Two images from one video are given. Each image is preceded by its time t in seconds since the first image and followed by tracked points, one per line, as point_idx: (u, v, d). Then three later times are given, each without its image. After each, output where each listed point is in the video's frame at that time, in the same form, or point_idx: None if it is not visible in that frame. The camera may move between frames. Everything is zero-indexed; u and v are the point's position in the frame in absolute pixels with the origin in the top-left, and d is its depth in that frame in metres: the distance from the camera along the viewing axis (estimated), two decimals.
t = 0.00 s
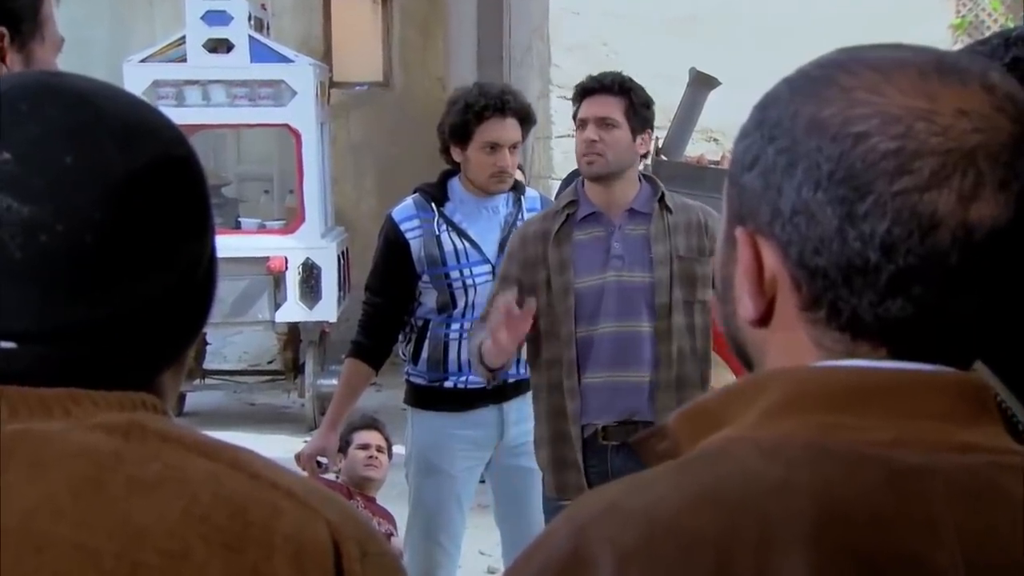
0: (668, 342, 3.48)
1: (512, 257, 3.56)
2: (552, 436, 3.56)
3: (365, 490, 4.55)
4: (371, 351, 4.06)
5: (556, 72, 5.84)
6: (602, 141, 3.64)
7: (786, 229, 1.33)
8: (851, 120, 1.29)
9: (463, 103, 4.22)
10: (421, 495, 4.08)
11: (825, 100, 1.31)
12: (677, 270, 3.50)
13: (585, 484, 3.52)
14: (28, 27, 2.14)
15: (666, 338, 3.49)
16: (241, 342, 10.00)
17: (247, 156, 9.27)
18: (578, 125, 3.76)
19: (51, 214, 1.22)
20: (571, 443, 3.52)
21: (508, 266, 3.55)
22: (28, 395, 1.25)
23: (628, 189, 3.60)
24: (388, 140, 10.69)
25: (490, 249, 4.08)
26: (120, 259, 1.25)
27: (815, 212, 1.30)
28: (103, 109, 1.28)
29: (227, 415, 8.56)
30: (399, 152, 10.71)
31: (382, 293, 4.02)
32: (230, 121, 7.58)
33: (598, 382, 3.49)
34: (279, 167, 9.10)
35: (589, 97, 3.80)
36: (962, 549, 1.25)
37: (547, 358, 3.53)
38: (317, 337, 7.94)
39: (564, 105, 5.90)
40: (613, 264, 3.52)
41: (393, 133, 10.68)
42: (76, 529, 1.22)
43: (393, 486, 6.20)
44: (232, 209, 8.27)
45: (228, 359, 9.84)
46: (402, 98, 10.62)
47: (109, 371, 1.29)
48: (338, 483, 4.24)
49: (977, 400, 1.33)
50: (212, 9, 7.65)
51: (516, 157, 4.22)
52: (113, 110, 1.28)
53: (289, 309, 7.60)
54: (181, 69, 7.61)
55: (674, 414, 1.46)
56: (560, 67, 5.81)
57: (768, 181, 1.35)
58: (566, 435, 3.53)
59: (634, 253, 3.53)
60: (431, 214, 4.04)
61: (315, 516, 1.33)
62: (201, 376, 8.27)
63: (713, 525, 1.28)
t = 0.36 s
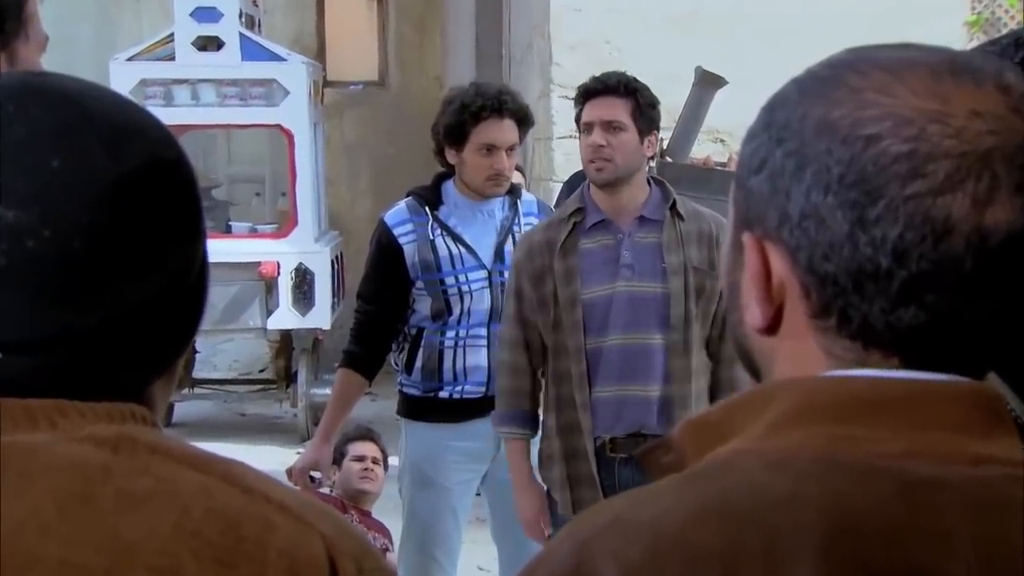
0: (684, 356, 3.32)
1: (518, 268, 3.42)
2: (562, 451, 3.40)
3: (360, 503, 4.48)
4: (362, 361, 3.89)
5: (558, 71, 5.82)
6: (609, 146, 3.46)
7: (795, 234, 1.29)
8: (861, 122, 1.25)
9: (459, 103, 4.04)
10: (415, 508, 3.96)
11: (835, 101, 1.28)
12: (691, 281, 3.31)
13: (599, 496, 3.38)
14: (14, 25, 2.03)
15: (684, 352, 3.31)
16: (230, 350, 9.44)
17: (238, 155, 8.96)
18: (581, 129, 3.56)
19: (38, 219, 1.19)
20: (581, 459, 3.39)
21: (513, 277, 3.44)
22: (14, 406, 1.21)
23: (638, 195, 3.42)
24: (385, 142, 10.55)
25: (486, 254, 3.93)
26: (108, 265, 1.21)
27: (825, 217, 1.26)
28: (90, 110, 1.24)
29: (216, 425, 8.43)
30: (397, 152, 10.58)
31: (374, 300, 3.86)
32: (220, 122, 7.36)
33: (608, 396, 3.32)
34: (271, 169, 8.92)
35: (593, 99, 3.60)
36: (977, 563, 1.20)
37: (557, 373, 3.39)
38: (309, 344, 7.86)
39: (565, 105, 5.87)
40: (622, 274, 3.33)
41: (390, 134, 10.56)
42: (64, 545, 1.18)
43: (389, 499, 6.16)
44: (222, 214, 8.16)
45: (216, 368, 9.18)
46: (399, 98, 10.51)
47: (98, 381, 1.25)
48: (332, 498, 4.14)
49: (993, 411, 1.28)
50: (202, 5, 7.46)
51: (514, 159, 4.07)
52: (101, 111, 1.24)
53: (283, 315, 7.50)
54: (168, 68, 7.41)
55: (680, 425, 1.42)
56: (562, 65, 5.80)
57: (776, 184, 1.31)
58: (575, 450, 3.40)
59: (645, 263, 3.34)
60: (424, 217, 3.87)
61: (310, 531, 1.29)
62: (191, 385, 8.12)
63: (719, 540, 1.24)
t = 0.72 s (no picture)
0: (695, 365, 3.20)
1: (517, 275, 3.38)
2: (560, 463, 3.35)
3: (354, 516, 4.37)
4: (355, 372, 3.76)
5: (559, 69, 5.81)
6: (616, 148, 3.37)
7: (806, 240, 1.25)
8: (874, 124, 1.21)
9: (450, 105, 3.95)
10: (410, 526, 3.84)
11: (847, 103, 1.23)
12: (697, 286, 3.23)
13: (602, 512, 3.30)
14: None
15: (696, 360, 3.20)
16: (220, 357, 9.46)
17: (225, 154, 8.40)
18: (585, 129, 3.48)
19: (24, 224, 1.15)
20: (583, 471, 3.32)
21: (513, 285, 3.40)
22: None
23: (641, 198, 3.36)
24: (379, 141, 10.41)
25: (479, 260, 3.83)
26: (98, 272, 1.18)
27: (837, 221, 1.22)
28: (76, 111, 1.21)
29: (205, 434, 8.25)
30: (392, 151, 10.44)
31: (363, 308, 3.73)
32: (208, 122, 7.37)
33: (610, 406, 3.23)
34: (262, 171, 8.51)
35: (596, 99, 3.52)
36: None
37: (557, 381, 3.33)
38: (303, 351, 7.67)
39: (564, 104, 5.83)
40: (624, 279, 3.26)
41: (386, 133, 10.39)
42: (51, 561, 1.15)
43: (383, 512, 6.11)
44: (211, 215, 8.01)
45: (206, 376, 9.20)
46: (393, 97, 10.37)
47: (86, 391, 1.22)
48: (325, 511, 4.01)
49: (1013, 422, 1.23)
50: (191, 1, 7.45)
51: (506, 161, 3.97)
52: (86, 111, 1.21)
53: (275, 322, 7.38)
54: (155, 66, 7.37)
55: (686, 437, 1.38)
56: (564, 63, 5.79)
57: (786, 188, 1.27)
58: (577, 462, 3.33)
59: (649, 268, 3.26)
60: (415, 223, 3.77)
61: (304, 546, 1.25)
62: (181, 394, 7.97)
63: (727, 557, 1.20)
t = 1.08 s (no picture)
0: (698, 370, 3.13)
1: (516, 285, 3.31)
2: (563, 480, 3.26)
3: (349, 530, 4.30)
4: (347, 383, 3.69)
5: (561, 68, 5.73)
6: (616, 149, 3.30)
7: (818, 246, 1.22)
8: (889, 126, 1.17)
9: (442, 106, 3.86)
10: (407, 541, 3.76)
11: (860, 104, 1.20)
12: (702, 290, 3.16)
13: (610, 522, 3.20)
14: None
15: (700, 365, 3.13)
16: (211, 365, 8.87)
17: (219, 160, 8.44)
18: (582, 131, 3.40)
19: (14, 229, 1.12)
20: (591, 487, 3.22)
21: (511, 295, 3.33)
22: None
23: (640, 202, 3.27)
24: (373, 147, 9.52)
25: (474, 265, 3.74)
26: (90, 280, 1.14)
27: (850, 227, 1.18)
28: (64, 111, 1.18)
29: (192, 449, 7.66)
30: (387, 156, 9.53)
31: (355, 317, 3.65)
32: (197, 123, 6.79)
33: (615, 417, 3.15)
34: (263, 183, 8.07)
35: (594, 99, 3.44)
36: None
37: (557, 396, 3.25)
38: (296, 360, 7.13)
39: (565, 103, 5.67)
40: (627, 285, 3.17)
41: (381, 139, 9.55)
42: None
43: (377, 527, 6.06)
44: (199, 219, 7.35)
45: (195, 386, 8.71)
46: (390, 97, 9.48)
47: (75, 401, 1.18)
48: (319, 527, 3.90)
49: None
50: None
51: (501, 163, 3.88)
52: (76, 112, 1.18)
53: (267, 329, 6.87)
54: (144, 64, 6.79)
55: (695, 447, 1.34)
56: (565, 61, 5.72)
57: (798, 193, 1.23)
58: (585, 476, 3.23)
59: (652, 273, 3.18)
60: (407, 227, 3.68)
61: (298, 561, 1.24)
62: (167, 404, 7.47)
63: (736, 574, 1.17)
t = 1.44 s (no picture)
0: (701, 376, 3.09)
1: (512, 291, 3.24)
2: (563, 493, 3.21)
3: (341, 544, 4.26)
4: (341, 389, 3.65)
5: (562, 66, 5.71)
6: (622, 149, 3.24)
7: (828, 252, 1.18)
8: (900, 128, 1.13)
9: (438, 104, 3.81)
10: (404, 553, 3.72)
11: (869, 104, 1.15)
12: (705, 293, 3.12)
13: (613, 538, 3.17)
14: None
15: (703, 370, 3.09)
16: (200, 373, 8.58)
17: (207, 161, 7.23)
18: (583, 129, 3.32)
19: None
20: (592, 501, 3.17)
21: (506, 302, 3.26)
22: None
23: (640, 203, 3.21)
24: (368, 148, 9.10)
25: (473, 267, 3.68)
26: (75, 287, 1.10)
27: (860, 233, 1.15)
28: (52, 113, 1.14)
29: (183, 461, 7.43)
30: (382, 157, 9.14)
31: (350, 322, 3.61)
32: (184, 122, 6.56)
33: (617, 427, 3.10)
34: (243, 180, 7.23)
35: (596, 97, 3.36)
36: None
37: (556, 405, 3.19)
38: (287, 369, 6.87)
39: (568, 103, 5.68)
40: (629, 289, 3.12)
41: (374, 140, 9.12)
42: None
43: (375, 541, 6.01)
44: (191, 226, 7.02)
45: (183, 396, 8.39)
46: (385, 97, 9.09)
47: (62, 412, 1.14)
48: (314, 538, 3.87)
49: None
50: None
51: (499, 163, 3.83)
52: (63, 114, 1.14)
53: (258, 336, 6.58)
54: (130, 62, 6.55)
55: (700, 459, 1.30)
56: (567, 59, 5.70)
57: (807, 197, 1.19)
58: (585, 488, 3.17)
59: (654, 277, 3.13)
60: (403, 229, 3.63)
61: None
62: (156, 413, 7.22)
63: None
